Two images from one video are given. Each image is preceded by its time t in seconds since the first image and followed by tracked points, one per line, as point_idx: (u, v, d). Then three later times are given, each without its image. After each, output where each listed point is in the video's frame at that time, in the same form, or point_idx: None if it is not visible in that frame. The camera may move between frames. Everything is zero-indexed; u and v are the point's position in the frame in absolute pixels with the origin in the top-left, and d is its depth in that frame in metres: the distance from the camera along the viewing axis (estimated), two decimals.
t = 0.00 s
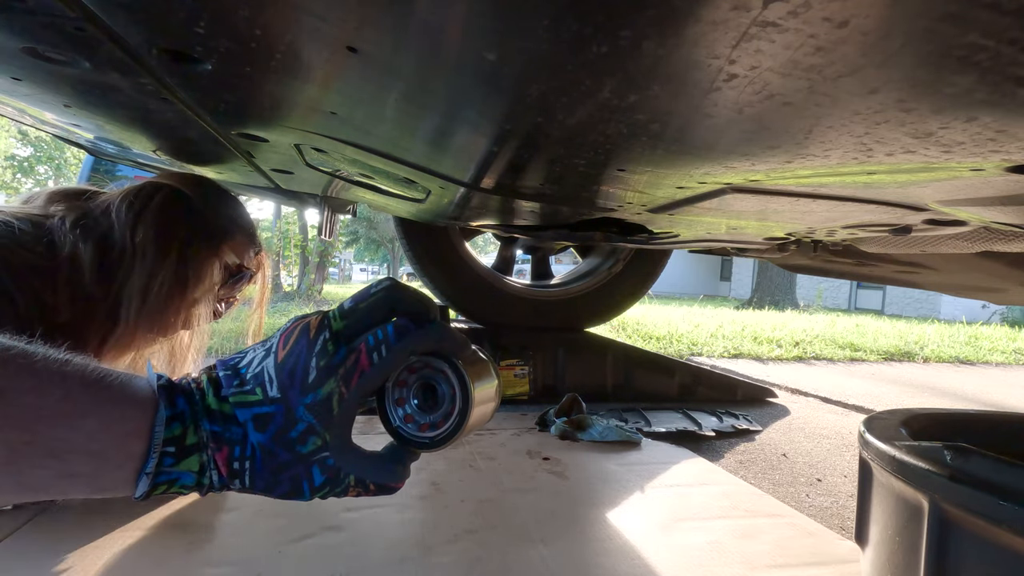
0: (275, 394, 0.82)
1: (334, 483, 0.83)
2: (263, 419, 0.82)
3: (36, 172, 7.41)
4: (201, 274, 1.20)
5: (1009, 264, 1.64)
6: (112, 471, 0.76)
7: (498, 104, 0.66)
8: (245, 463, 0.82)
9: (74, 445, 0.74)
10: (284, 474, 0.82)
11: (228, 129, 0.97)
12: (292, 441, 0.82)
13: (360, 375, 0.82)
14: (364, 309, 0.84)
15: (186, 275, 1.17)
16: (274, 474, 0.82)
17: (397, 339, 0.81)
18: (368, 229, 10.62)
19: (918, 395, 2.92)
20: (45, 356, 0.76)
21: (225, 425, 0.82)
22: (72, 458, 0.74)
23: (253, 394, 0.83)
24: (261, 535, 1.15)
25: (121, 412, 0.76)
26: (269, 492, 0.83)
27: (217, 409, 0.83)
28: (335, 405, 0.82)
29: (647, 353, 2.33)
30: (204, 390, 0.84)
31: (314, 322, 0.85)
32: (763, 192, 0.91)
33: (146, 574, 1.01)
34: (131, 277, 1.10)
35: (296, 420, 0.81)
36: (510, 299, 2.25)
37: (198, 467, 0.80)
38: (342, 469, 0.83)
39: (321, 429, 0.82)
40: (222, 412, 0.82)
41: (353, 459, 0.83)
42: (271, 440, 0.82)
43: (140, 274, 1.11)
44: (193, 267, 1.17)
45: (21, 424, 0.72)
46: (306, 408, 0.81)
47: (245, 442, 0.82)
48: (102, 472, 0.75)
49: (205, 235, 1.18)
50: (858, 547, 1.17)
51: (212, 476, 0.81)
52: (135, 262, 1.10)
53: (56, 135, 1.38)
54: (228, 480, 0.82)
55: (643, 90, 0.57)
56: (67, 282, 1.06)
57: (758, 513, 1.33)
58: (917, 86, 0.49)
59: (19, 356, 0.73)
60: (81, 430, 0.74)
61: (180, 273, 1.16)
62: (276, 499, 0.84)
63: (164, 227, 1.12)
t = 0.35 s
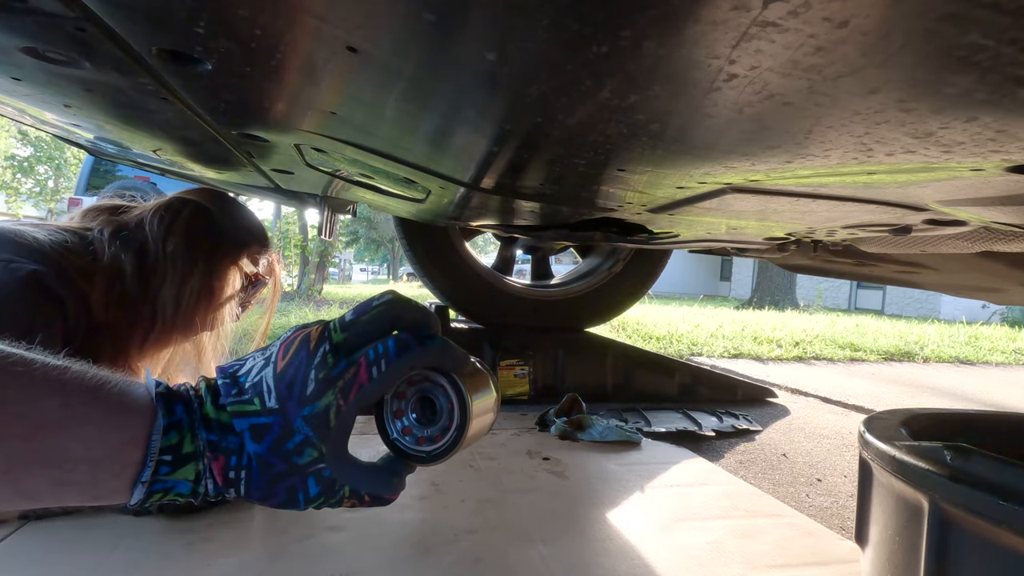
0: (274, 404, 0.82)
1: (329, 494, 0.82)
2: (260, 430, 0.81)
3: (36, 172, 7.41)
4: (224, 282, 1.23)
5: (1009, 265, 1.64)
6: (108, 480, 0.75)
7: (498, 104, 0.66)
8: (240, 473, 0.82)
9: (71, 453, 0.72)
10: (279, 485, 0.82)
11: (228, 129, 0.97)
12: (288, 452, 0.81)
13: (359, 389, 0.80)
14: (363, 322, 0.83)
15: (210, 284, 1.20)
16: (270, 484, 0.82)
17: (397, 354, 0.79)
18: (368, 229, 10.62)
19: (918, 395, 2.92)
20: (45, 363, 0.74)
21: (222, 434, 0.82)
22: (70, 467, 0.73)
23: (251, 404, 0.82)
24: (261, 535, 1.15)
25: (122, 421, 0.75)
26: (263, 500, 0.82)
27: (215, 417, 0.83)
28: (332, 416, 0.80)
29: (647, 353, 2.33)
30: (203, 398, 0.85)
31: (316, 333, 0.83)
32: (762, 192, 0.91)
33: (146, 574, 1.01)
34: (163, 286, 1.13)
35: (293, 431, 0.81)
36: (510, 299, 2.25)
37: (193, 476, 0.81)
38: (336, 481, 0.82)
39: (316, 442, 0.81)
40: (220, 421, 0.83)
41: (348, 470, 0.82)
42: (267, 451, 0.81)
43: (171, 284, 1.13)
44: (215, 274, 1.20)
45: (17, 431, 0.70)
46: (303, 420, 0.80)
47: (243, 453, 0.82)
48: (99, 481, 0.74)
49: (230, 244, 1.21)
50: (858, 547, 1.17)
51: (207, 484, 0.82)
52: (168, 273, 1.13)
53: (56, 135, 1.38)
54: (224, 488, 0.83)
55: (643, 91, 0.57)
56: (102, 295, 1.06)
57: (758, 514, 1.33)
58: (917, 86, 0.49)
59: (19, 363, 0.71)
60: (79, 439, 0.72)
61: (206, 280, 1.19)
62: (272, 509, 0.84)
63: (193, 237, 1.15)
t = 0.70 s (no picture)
0: (281, 416, 0.81)
1: (330, 511, 0.82)
2: (266, 440, 0.81)
3: (36, 172, 7.41)
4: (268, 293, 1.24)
5: (1009, 265, 1.64)
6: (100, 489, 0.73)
7: (499, 104, 0.66)
8: (244, 487, 0.81)
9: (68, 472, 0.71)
10: (283, 498, 0.80)
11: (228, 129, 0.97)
12: (294, 463, 0.80)
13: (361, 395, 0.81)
14: (368, 337, 0.85)
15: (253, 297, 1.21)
16: (272, 499, 0.81)
17: (400, 364, 0.82)
18: (368, 229, 10.61)
19: (918, 395, 2.92)
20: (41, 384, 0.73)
21: (226, 448, 0.81)
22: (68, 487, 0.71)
23: (256, 417, 0.82)
24: (261, 535, 1.15)
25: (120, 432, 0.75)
26: (266, 515, 0.81)
27: (217, 433, 0.82)
28: (338, 424, 0.80)
29: (647, 353, 2.33)
30: (204, 419, 0.84)
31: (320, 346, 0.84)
32: (762, 192, 0.91)
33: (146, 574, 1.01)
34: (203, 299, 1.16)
35: (299, 440, 0.80)
36: (510, 299, 2.25)
37: (193, 492, 0.79)
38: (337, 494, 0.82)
39: (322, 452, 0.80)
40: (222, 436, 0.82)
41: (349, 487, 0.82)
42: (272, 462, 0.80)
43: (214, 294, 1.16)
44: (259, 285, 1.20)
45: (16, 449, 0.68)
46: (310, 428, 0.80)
47: (247, 465, 0.81)
48: (97, 500, 0.72)
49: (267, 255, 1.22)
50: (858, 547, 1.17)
51: (209, 501, 0.80)
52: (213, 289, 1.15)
53: (57, 135, 1.38)
54: (227, 505, 0.81)
55: (643, 91, 0.57)
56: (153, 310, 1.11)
57: (758, 513, 1.33)
58: (916, 86, 0.49)
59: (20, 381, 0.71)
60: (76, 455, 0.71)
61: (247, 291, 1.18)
62: (271, 529, 0.82)
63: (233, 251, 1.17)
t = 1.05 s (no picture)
0: (321, 441, 0.76)
1: (353, 548, 0.71)
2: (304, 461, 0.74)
3: (37, 172, 7.40)
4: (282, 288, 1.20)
5: (1009, 265, 1.64)
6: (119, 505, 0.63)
7: (499, 104, 0.66)
8: (277, 507, 0.71)
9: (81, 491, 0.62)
10: (312, 523, 0.71)
11: (228, 129, 0.97)
12: (331, 484, 0.73)
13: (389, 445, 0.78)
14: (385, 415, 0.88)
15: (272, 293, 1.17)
16: (305, 520, 0.71)
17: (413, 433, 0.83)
18: (368, 229, 10.61)
19: (918, 395, 2.92)
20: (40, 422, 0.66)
21: (259, 471, 0.73)
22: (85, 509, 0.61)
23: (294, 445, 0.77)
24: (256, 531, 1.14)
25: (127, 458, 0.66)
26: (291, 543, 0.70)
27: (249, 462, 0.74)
28: (372, 458, 0.76)
29: (647, 353, 2.33)
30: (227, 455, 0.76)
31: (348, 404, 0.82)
32: (763, 192, 0.91)
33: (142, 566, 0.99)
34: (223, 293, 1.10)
35: (338, 462, 0.75)
36: (510, 299, 2.25)
37: (217, 507, 0.68)
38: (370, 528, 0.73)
39: (358, 476, 0.74)
40: (255, 464, 0.74)
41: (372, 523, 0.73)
42: (312, 481, 0.73)
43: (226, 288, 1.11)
44: (269, 278, 1.15)
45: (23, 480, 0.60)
46: (349, 454, 0.75)
47: (281, 487, 0.72)
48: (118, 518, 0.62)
49: (282, 248, 1.17)
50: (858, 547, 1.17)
51: (235, 519, 0.68)
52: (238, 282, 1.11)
53: (57, 135, 1.38)
54: (247, 535, 0.69)
55: (643, 91, 0.57)
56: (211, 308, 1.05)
57: (758, 513, 1.33)
58: (917, 86, 0.49)
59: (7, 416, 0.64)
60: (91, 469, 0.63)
61: (260, 284, 1.14)
62: (291, 565, 0.70)
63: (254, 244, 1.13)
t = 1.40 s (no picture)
0: (327, 488, 0.80)
1: None
2: (316, 506, 0.77)
3: (37, 172, 7.40)
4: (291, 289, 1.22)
5: (1009, 265, 1.64)
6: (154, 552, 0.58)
7: (499, 104, 0.66)
8: (296, 551, 0.73)
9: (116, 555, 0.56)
10: (332, 565, 0.73)
11: (229, 129, 0.97)
12: (345, 527, 0.77)
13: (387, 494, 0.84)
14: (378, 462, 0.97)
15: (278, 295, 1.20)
16: (325, 565, 0.73)
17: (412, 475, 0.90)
18: (368, 229, 10.61)
19: (918, 395, 2.92)
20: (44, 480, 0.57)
21: (274, 519, 0.75)
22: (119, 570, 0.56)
23: (304, 494, 0.80)
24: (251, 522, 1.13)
25: (158, 512, 0.62)
26: None
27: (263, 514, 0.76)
28: (377, 499, 0.82)
29: (647, 353, 2.33)
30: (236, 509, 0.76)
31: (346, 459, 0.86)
32: (762, 192, 0.91)
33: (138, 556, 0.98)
34: (234, 291, 1.11)
35: (349, 505, 0.79)
36: (510, 299, 2.25)
37: (241, 557, 0.66)
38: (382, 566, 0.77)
39: (367, 518, 0.79)
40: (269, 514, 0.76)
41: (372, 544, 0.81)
42: (327, 524, 0.76)
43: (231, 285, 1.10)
44: (272, 276, 1.15)
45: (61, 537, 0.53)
46: (356, 497, 0.80)
47: (298, 533, 0.74)
48: None
49: (286, 246, 1.18)
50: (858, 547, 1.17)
51: (258, 566, 0.67)
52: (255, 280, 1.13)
53: (57, 135, 1.38)
54: None
55: (642, 91, 0.57)
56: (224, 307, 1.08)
57: (758, 513, 1.33)
58: (917, 86, 0.49)
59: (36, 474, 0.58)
60: (127, 525, 0.57)
61: (266, 281, 1.14)
62: None
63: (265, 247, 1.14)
